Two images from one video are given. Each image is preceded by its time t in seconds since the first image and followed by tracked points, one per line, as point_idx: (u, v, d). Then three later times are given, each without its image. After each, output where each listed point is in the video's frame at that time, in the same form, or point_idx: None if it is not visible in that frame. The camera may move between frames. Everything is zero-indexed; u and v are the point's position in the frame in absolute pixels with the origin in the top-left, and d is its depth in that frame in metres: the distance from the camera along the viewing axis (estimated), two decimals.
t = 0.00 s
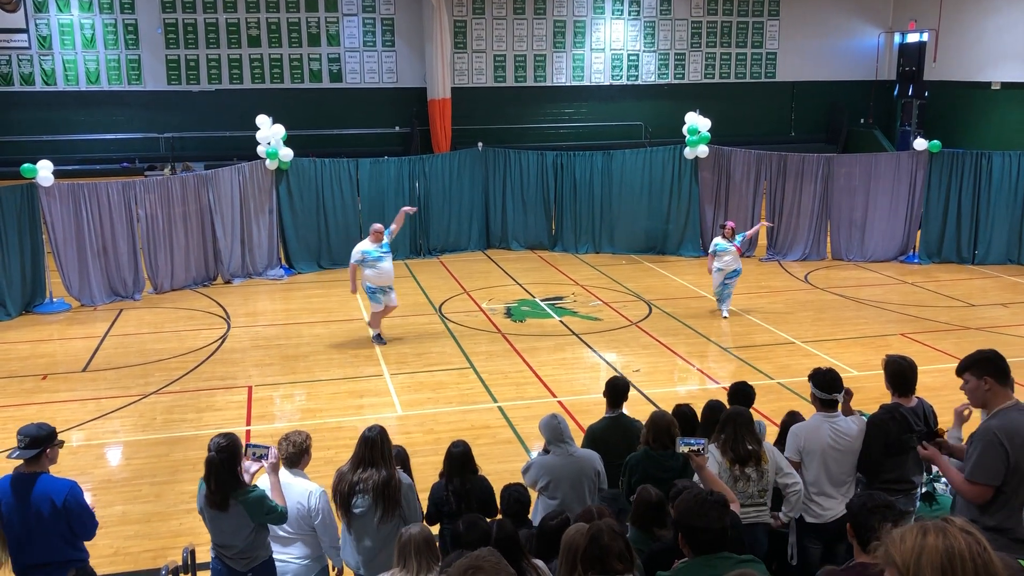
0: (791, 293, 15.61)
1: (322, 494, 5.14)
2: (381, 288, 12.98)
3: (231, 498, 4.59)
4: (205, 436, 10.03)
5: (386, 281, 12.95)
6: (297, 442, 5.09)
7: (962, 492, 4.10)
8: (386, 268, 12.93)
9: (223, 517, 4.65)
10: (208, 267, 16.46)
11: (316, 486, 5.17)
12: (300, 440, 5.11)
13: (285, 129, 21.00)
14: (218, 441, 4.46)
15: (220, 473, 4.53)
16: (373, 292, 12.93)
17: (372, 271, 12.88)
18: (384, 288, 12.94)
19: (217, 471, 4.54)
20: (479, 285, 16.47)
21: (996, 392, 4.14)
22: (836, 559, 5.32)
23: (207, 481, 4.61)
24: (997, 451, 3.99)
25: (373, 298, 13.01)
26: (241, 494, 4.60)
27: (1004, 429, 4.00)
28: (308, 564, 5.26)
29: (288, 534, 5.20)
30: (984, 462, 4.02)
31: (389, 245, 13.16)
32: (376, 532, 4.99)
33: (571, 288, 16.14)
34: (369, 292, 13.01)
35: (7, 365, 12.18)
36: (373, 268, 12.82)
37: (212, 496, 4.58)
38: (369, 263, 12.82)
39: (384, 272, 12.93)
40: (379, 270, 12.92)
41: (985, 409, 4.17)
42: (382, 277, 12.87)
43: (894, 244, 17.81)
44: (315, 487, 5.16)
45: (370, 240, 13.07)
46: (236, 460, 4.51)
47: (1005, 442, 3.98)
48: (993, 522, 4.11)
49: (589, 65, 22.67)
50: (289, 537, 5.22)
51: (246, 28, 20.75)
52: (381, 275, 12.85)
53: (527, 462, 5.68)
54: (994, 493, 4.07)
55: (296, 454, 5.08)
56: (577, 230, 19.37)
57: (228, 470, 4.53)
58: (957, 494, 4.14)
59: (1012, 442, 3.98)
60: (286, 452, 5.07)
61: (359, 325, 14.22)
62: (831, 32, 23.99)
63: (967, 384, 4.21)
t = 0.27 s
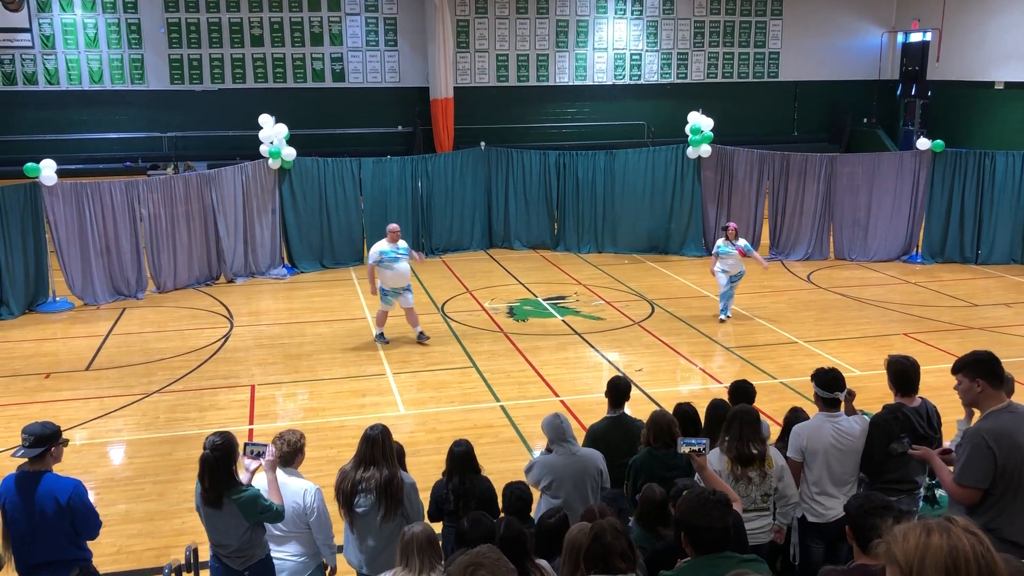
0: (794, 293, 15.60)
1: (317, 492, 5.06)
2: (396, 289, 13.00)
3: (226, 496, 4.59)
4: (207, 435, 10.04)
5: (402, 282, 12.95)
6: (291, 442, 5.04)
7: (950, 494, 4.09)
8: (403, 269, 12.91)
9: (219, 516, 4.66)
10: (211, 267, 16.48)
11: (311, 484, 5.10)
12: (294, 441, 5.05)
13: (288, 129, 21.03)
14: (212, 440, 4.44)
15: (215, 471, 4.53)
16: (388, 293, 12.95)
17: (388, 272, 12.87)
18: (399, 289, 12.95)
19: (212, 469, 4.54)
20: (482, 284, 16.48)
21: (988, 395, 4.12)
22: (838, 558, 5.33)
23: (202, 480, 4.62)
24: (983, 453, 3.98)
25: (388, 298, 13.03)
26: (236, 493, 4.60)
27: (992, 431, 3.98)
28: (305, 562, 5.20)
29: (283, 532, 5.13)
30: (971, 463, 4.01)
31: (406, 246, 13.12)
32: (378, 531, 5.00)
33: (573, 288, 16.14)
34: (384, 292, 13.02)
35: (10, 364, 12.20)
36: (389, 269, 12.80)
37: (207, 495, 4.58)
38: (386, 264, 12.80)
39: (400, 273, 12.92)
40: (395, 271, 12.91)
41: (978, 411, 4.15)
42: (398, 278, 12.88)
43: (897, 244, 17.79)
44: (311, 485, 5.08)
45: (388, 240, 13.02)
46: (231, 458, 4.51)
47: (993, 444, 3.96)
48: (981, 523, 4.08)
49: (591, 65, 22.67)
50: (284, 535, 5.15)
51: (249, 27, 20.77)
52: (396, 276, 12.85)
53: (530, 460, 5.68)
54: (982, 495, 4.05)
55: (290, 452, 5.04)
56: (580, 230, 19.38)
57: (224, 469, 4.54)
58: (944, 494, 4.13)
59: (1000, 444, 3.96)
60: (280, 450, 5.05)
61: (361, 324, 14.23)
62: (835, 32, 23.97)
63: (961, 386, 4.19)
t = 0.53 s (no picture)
0: (795, 293, 15.59)
1: (312, 492, 5.12)
2: (416, 291, 12.82)
3: (221, 496, 4.59)
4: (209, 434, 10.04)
5: (422, 285, 12.76)
6: (285, 439, 4.99)
7: (950, 497, 4.07)
8: (422, 271, 12.71)
9: (213, 517, 4.65)
10: (213, 266, 16.49)
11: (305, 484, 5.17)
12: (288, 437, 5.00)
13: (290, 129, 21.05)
14: (211, 439, 4.49)
15: (212, 471, 4.54)
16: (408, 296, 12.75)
17: (408, 275, 12.67)
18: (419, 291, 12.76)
19: (210, 469, 4.55)
20: (484, 284, 16.48)
21: (989, 397, 4.09)
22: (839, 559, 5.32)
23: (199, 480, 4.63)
24: (984, 456, 3.96)
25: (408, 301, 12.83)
26: (230, 493, 4.60)
27: (992, 434, 3.97)
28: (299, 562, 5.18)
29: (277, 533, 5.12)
30: (970, 466, 3.99)
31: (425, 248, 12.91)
32: (379, 531, 5.00)
33: (575, 288, 16.14)
34: (404, 295, 12.84)
35: (12, 363, 12.21)
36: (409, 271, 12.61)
37: (203, 494, 4.58)
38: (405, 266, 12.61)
39: (420, 275, 12.72)
40: (415, 273, 12.70)
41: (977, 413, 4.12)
42: (418, 280, 12.69)
43: (900, 244, 17.78)
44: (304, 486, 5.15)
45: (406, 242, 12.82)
46: (228, 458, 4.52)
47: (994, 447, 3.95)
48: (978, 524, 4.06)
49: (593, 65, 22.67)
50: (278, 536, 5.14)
51: (251, 27, 20.79)
52: (416, 278, 12.67)
53: (531, 460, 5.67)
54: (982, 497, 4.02)
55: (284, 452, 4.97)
56: (582, 230, 19.39)
57: (221, 469, 4.55)
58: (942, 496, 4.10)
59: (1001, 447, 3.94)
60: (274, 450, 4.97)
61: (363, 324, 14.23)
62: (836, 32, 23.95)
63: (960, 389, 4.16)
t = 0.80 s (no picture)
0: (796, 294, 15.59)
1: (305, 493, 5.03)
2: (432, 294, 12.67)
3: (219, 497, 4.59)
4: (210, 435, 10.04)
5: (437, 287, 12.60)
6: (281, 441, 4.98)
7: (978, 502, 3.99)
8: (436, 273, 12.56)
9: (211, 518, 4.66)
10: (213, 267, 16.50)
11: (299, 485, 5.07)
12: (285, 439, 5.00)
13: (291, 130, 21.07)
14: (211, 439, 4.53)
15: (212, 470, 4.56)
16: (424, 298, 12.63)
17: (422, 277, 12.56)
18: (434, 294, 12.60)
19: (209, 470, 4.57)
20: (484, 285, 16.49)
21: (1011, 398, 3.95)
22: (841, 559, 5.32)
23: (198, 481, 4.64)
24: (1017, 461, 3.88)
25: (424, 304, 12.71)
26: (228, 495, 4.61)
27: None
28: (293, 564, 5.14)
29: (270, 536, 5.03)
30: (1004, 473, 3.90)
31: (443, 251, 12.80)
32: (379, 532, 5.00)
33: (576, 289, 16.14)
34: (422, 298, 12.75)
35: (13, 364, 12.21)
36: (422, 273, 12.52)
37: (201, 495, 4.59)
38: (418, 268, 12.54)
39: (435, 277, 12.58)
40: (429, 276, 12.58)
41: (998, 415, 4.00)
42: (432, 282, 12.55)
43: (900, 245, 17.77)
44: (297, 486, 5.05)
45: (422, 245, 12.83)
46: (228, 458, 4.55)
47: None
48: (1003, 525, 4.01)
49: (593, 66, 22.67)
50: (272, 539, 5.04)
51: (252, 28, 20.79)
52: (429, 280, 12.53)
53: (532, 461, 5.68)
54: (1011, 499, 3.96)
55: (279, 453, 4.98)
56: (582, 231, 19.40)
57: (220, 469, 4.57)
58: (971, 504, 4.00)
59: None
60: (270, 451, 4.96)
61: (364, 325, 14.23)
62: (837, 33, 23.95)
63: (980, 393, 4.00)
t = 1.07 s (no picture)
0: (796, 295, 15.59)
1: (300, 495, 5.02)
2: (444, 298, 12.50)
3: (219, 498, 4.58)
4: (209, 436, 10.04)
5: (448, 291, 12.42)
6: (281, 440, 5.07)
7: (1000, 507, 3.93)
8: (449, 277, 12.35)
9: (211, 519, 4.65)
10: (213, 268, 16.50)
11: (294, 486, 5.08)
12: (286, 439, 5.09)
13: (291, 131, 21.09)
14: (212, 440, 4.51)
15: (213, 471, 4.54)
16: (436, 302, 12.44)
17: (435, 280, 12.34)
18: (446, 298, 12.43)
19: (210, 470, 4.56)
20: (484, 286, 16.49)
21: None
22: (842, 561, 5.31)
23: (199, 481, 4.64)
24: None
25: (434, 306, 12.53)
26: (229, 496, 4.59)
27: None
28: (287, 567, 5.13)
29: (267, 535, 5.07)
30: None
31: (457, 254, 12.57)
32: (379, 533, 5.00)
33: (576, 290, 16.14)
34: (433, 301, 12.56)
35: (12, 366, 12.21)
36: (435, 276, 12.29)
37: (202, 495, 4.58)
38: (432, 271, 12.30)
39: (447, 281, 12.38)
40: (442, 279, 12.34)
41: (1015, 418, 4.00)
42: (445, 286, 12.35)
43: (900, 246, 17.77)
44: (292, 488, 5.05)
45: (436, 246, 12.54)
46: (229, 460, 4.53)
47: None
48: (1018, 528, 4.01)
49: (593, 67, 22.68)
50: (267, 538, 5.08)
51: (251, 29, 20.78)
52: (442, 284, 12.33)
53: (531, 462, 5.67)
54: None
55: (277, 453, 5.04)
56: (582, 232, 19.40)
57: (222, 471, 4.55)
58: (983, 508, 4.00)
59: None
60: (268, 450, 5.04)
61: (363, 326, 14.23)
62: (837, 34, 23.95)
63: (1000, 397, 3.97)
